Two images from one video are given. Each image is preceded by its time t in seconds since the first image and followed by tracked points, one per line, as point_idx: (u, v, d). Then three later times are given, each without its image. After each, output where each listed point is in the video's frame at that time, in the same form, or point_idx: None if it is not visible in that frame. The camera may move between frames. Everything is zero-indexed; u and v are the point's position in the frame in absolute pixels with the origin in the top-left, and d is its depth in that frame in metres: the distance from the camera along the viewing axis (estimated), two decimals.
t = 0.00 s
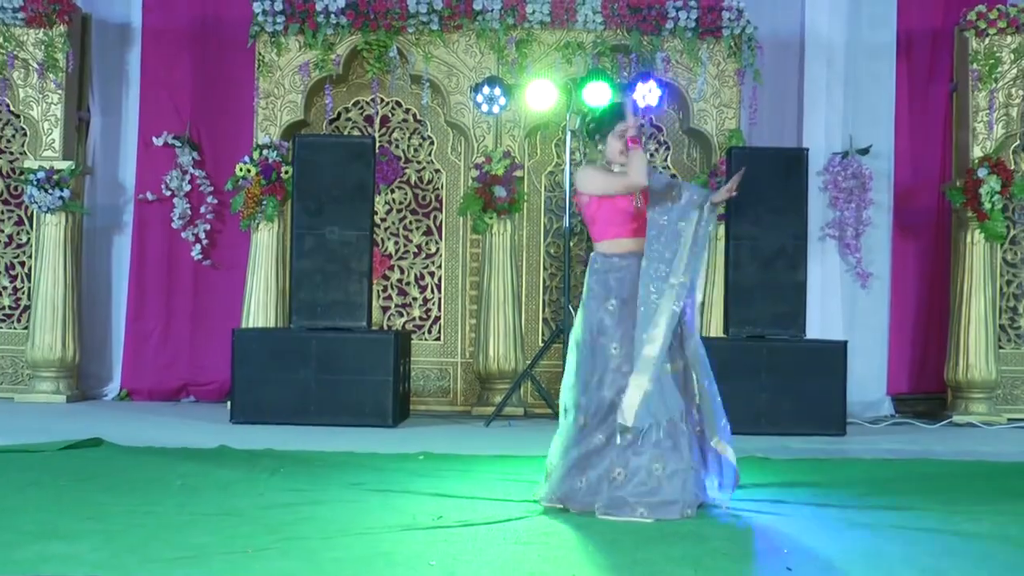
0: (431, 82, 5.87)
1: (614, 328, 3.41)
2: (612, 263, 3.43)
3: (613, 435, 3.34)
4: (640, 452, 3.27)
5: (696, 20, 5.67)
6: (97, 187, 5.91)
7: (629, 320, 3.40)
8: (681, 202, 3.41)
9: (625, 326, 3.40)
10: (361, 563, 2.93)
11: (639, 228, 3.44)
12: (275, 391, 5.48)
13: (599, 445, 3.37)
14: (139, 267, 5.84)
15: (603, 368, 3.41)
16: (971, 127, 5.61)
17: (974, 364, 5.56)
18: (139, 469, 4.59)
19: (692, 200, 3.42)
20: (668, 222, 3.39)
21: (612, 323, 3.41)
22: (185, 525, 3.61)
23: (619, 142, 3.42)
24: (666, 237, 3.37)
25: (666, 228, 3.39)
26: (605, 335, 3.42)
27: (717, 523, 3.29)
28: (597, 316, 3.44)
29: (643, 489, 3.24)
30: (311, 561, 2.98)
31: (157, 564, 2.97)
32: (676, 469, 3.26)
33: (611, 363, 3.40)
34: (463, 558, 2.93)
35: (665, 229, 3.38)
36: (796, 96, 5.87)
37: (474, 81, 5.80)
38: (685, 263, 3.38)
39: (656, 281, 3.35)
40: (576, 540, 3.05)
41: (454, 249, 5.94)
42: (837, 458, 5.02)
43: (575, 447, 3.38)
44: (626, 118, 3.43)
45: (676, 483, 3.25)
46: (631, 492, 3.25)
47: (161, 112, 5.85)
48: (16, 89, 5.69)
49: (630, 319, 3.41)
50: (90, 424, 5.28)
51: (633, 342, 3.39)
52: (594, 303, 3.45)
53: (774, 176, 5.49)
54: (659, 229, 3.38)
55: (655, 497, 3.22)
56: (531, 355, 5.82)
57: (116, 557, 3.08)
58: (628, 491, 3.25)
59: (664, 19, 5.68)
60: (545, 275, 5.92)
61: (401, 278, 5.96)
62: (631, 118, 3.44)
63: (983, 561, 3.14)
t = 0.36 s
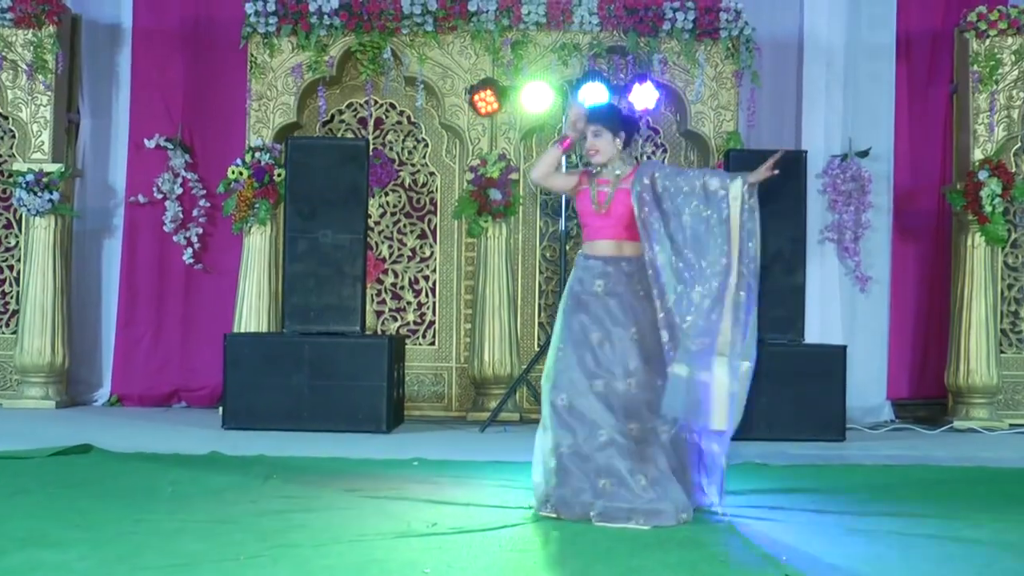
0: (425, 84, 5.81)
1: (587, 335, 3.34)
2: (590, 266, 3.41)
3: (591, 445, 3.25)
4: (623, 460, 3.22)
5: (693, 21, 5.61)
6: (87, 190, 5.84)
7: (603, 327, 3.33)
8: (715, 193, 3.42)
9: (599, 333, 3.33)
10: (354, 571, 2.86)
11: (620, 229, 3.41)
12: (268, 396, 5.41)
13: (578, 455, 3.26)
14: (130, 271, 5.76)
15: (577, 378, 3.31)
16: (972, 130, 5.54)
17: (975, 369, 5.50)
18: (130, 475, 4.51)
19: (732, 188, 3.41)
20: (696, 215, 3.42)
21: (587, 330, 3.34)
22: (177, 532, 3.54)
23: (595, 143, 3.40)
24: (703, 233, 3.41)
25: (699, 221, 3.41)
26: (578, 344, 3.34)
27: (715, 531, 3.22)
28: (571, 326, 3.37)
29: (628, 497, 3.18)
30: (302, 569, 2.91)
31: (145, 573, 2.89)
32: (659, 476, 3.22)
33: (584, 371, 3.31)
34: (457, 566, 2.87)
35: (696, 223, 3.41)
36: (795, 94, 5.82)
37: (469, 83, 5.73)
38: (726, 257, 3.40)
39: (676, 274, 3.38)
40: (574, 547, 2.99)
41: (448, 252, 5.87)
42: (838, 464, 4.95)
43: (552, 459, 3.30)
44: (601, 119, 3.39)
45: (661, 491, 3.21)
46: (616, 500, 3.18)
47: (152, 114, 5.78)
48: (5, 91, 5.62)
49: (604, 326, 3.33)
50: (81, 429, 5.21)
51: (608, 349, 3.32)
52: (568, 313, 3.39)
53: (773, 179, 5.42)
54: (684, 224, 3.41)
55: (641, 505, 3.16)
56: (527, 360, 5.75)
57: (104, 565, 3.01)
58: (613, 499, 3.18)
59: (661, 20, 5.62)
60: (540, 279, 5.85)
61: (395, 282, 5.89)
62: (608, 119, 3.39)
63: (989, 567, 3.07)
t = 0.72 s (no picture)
0: (420, 82, 5.73)
1: (583, 334, 3.26)
2: (590, 265, 3.32)
3: (586, 447, 3.18)
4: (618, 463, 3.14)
5: (692, 18, 5.53)
6: (78, 189, 5.77)
7: (600, 326, 3.26)
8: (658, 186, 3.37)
9: (596, 332, 3.25)
10: None
11: (622, 231, 3.35)
12: (262, 397, 5.33)
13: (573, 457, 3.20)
14: (122, 271, 5.69)
15: (573, 378, 3.23)
16: (974, 127, 5.47)
17: (978, 369, 5.43)
18: (122, 478, 4.44)
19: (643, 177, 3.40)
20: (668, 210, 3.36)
21: (583, 329, 3.26)
22: (170, 536, 3.47)
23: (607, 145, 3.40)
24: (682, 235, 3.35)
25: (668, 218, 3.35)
26: (574, 343, 3.26)
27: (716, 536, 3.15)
28: (567, 325, 3.29)
29: (621, 501, 3.11)
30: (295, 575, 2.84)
31: None
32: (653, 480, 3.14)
33: (580, 371, 3.23)
34: (452, 570, 2.80)
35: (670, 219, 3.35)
36: (794, 91, 5.74)
37: (465, 81, 5.65)
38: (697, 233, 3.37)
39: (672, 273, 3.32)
40: (572, 553, 2.91)
41: (444, 252, 5.80)
42: (840, 466, 4.88)
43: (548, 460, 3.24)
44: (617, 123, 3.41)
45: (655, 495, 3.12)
46: (610, 503, 3.11)
47: (143, 112, 5.70)
48: None
49: (601, 326, 3.26)
50: (72, 432, 5.13)
51: (605, 348, 3.24)
52: (564, 311, 3.31)
53: (773, 178, 5.36)
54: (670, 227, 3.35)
55: (634, 510, 3.09)
56: (523, 360, 5.67)
57: (93, 570, 2.94)
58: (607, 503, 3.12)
59: (660, 16, 5.54)
60: (537, 279, 5.77)
61: (390, 282, 5.81)
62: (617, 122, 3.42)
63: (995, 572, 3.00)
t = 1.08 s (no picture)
0: (418, 78, 5.65)
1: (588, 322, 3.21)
2: (588, 246, 3.26)
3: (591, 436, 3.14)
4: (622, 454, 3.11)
5: (693, 12, 5.46)
6: (71, 187, 5.70)
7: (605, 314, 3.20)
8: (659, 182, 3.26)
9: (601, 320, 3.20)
10: None
11: (622, 209, 3.27)
12: (257, 398, 5.26)
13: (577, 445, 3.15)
14: (115, 269, 5.62)
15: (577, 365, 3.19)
16: (979, 123, 5.39)
17: (983, 368, 5.35)
18: (115, 479, 4.37)
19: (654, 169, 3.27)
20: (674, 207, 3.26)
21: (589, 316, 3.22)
22: (163, 538, 3.40)
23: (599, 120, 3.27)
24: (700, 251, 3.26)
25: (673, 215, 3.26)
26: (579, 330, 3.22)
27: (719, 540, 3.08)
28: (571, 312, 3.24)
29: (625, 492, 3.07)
30: None
31: None
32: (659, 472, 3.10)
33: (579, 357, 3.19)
34: (448, 573, 2.73)
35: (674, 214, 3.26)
36: (796, 87, 5.66)
37: (463, 77, 5.58)
38: (717, 228, 3.28)
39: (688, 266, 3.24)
40: (571, 558, 2.84)
41: (441, 250, 5.73)
42: (843, 467, 4.81)
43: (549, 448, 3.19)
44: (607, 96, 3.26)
45: (659, 487, 3.10)
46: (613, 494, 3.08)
47: (136, 109, 5.63)
48: None
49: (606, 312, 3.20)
50: (64, 432, 5.06)
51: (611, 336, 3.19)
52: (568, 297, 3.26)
53: (775, 175, 5.28)
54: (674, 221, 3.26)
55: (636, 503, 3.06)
56: (522, 360, 5.60)
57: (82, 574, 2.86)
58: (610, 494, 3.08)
59: (660, 11, 5.47)
60: (536, 278, 5.70)
61: (387, 281, 5.74)
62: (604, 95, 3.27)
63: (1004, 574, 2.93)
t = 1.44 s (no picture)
0: (413, 74, 5.59)
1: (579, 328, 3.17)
2: (582, 253, 3.20)
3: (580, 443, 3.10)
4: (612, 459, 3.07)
5: (691, 8, 5.40)
6: (61, 184, 5.62)
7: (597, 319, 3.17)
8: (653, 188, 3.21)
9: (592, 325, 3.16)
10: None
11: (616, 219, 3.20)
12: (249, 398, 5.20)
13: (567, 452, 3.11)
14: (105, 268, 5.55)
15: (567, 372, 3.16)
16: (979, 120, 5.34)
17: (982, 368, 5.31)
18: (105, 480, 4.30)
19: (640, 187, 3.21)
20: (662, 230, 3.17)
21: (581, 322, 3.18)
22: (151, 540, 3.33)
23: (593, 120, 3.21)
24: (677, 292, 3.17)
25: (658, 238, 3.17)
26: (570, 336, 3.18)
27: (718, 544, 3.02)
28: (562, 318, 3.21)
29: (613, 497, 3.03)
30: None
31: None
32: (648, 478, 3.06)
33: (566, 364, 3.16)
34: None
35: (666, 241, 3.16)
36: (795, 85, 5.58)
37: (459, 73, 5.51)
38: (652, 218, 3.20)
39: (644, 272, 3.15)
40: (567, 561, 2.78)
41: (436, 249, 5.66)
42: (843, 467, 4.76)
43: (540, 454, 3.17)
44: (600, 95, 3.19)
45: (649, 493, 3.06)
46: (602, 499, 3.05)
47: (127, 106, 5.55)
48: None
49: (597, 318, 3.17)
50: (54, 432, 4.99)
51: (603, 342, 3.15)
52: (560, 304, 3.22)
53: (773, 173, 5.23)
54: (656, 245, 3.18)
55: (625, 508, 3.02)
56: (518, 359, 5.54)
57: None
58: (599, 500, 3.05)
59: (657, 7, 5.41)
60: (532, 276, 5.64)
61: (381, 279, 5.67)
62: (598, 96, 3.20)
63: None
